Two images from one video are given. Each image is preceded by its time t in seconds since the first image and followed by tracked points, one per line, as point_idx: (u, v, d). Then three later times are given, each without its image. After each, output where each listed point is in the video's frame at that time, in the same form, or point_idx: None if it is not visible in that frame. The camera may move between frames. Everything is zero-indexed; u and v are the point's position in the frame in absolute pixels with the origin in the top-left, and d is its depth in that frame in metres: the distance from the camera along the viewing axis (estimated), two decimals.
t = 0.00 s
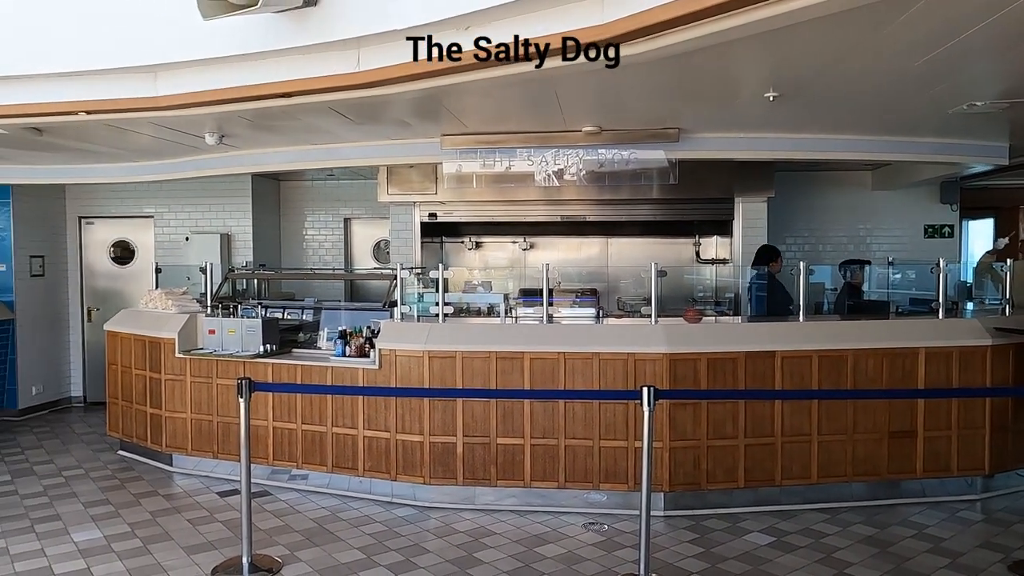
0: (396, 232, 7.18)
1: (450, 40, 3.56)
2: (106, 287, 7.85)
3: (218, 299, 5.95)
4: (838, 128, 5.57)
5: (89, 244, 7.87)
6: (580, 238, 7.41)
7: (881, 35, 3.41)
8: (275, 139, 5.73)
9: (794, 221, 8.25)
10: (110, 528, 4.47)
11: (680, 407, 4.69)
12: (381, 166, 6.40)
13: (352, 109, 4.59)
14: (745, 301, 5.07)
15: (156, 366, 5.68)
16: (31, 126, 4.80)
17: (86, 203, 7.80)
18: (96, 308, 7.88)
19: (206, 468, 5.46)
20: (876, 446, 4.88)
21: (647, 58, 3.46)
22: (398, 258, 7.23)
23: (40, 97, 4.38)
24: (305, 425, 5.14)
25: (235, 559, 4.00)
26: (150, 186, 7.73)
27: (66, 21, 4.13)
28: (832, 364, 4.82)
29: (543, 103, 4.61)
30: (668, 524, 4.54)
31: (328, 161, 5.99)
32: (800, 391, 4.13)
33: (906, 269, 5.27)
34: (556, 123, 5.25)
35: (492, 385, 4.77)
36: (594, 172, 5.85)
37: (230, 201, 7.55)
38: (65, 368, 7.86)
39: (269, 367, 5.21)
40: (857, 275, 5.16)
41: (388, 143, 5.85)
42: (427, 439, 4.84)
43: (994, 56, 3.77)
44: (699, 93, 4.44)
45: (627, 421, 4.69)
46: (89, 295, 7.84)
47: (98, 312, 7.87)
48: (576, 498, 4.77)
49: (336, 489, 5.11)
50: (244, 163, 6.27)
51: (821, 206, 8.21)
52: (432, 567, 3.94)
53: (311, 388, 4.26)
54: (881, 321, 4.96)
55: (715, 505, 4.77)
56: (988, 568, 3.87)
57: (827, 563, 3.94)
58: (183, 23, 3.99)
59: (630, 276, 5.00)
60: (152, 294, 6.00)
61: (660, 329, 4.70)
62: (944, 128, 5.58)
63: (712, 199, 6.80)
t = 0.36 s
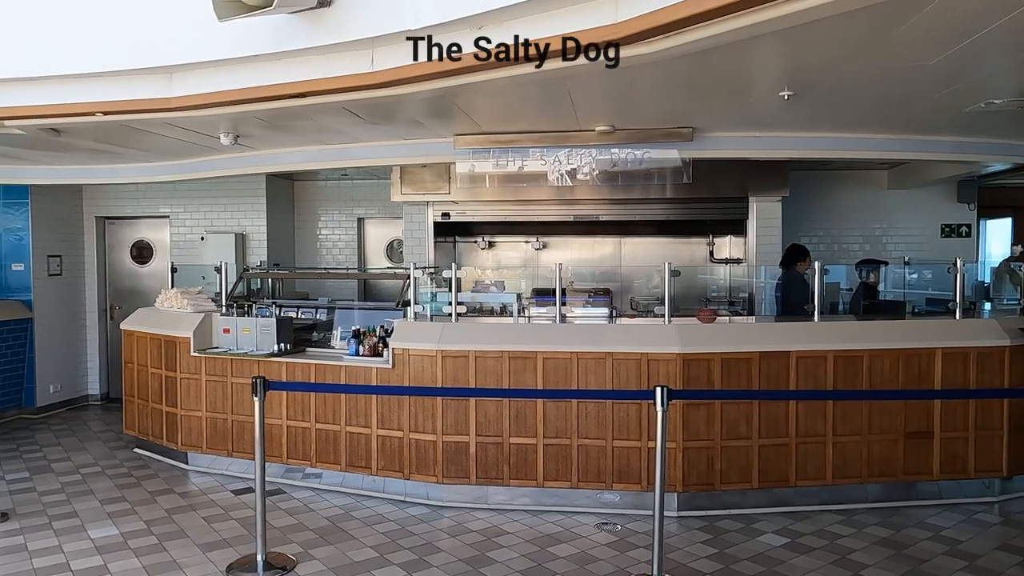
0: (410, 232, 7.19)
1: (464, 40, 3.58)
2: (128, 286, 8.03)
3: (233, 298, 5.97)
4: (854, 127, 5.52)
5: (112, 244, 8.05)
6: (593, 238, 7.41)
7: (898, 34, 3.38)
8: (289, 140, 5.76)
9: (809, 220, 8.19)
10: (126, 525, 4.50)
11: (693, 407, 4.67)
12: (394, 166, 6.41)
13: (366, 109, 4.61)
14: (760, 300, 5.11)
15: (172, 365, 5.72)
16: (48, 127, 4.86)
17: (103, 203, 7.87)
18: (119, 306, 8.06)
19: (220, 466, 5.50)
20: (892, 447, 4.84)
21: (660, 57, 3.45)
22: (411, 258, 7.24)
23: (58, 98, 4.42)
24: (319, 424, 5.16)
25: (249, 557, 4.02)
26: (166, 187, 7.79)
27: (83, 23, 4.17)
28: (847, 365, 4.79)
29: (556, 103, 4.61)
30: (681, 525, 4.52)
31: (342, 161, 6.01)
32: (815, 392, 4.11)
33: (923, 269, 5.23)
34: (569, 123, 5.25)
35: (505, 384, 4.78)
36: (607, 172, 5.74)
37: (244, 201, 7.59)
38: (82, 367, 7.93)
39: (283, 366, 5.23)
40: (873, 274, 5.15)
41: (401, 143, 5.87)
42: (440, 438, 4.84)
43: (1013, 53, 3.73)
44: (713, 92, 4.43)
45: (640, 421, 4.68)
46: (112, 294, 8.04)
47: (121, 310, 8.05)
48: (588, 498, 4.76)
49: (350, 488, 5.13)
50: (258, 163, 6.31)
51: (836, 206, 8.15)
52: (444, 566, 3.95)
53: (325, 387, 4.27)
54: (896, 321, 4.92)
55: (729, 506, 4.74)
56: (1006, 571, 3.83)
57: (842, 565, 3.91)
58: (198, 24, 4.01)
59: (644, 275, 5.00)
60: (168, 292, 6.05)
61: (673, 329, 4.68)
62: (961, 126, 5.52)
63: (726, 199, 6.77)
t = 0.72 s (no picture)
0: (425, 234, 7.17)
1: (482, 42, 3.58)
2: (147, 286, 8.10)
3: (251, 300, 6.01)
4: (874, 129, 5.47)
5: (132, 244, 8.14)
6: (610, 240, 7.38)
7: (920, 34, 3.34)
8: (307, 142, 5.79)
9: (828, 223, 8.12)
10: (144, 524, 4.54)
11: (710, 411, 4.64)
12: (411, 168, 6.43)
13: (382, 111, 4.62)
14: (777, 304, 5.03)
15: (190, 366, 5.76)
16: (69, 130, 4.91)
17: (123, 204, 7.95)
18: (138, 307, 8.12)
19: (237, 466, 5.53)
20: (912, 453, 4.78)
21: (678, 58, 3.43)
22: (427, 259, 7.25)
23: (79, 101, 4.47)
24: (335, 425, 5.18)
25: (265, 557, 4.04)
26: (184, 189, 7.86)
27: (104, 27, 4.21)
28: (866, 369, 4.73)
29: (573, 105, 4.60)
30: (697, 529, 4.49)
31: (359, 163, 6.04)
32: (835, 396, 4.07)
33: (942, 273, 5.16)
34: (585, 125, 5.23)
35: (520, 386, 4.77)
36: (623, 175, 5.75)
37: (261, 203, 7.64)
38: (102, 366, 8.02)
39: (300, 367, 5.25)
40: (892, 278, 5.14)
41: (417, 145, 5.88)
42: (455, 440, 4.84)
43: None
44: (731, 94, 4.40)
45: (657, 425, 4.65)
46: (131, 294, 8.11)
47: (139, 310, 8.11)
48: (604, 501, 4.74)
49: (365, 489, 5.14)
50: (276, 165, 6.35)
51: (856, 208, 8.07)
52: (459, 569, 3.95)
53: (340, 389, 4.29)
54: (917, 325, 4.86)
55: (746, 511, 4.70)
56: None
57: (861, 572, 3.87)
58: (217, 27, 4.03)
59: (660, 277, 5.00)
60: (186, 294, 6.08)
61: (690, 332, 4.65)
62: (983, 128, 5.44)
63: (743, 201, 6.72)
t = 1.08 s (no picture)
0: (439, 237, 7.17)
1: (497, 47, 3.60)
2: (164, 289, 8.17)
3: (266, 302, 6.00)
4: (891, 132, 5.42)
5: (149, 247, 8.21)
6: (624, 243, 7.37)
7: (939, 36, 3.31)
8: (322, 146, 5.82)
9: (844, 227, 8.06)
10: (161, 525, 4.57)
11: (725, 416, 4.62)
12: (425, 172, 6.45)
13: (397, 115, 4.65)
14: (791, 308, 5.08)
15: (207, 368, 5.80)
16: (88, 134, 4.96)
17: (141, 208, 8.03)
18: (155, 309, 8.19)
19: (252, 468, 5.56)
20: (930, 459, 4.73)
21: (694, 61, 3.42)
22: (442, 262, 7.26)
23: (97, 105, 4.51)
24: (349, 428, 5.19)
25: (280, 559, 4.06)
26: (201, 192, 7.92)
27: (122, 33, 4.25)
28: (883, 373, 4.69)
29: (587, 108, 4.60)
30: (712, 534, 4.46)
31: (374, 166, 6.06)
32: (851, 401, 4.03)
33: (961, 277, 5.14)
34: (600, 128, 5.23)
35: (534, 390, 4.76)
36: (637, 180, 5.63)
37: (277, 206, 7.68)
38: (119, 368, 8.09)
39: (315, 370, 5.28)
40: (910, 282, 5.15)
41: (432, 149, 5.89)
42: (469, 444, 4.85)
43: None
44: (746, 97, 4.38)
45: (671, 429, 4.63)
46: (148, 297, 8.18)
47: (156, 313, 8.18)
48: (618, 505, 4.72)
49: (379, 491, 5.15)
50: (292, 169, 6.38)
51: (872, 212, 8.01)
52: (473, 572, 3.94)
53: (356, 392, 4.30)
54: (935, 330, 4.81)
55: (762, 516, 4.67)
56: None
57: None
58: (233, 33, 4.06)
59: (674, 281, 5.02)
60: (204, 296, 6.14)
61: (704, 336, 4.63)
62: (1003, 131, 5.38)
63: (759, 206, 6.68)
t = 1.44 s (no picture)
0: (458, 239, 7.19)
1: (518, 49, 3.61)
2: (186, 290, 8.25)
3: (286, 304, 6.10)
4: (913, 134, 5.37)
5: (170, 249, 8.30)
6: (642, 246, 7.35)
7: (964, 37, 3.28)
8: (343, 148, 5.86)
9: (865, 230, 7.99)
10: (183, 524, 4.62)
11: (745, 419, 4.59)
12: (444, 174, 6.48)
13: (417, 118, 4.67)
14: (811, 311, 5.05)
15: (227, 369, 5.85)
16: (113, 137, 5.03)
17: (163, 210, 8.12)
18: (176, 310, 8.28)
19: (272, 468, 5.61)
20: (952, 464, 4.67)
21: (715, 64, 3.41)
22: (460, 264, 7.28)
23: (122, 109, 4.57)
24: (368, 429, 5.22)
25: (300, 559, 4.09)
26: (222, 195, 8.00)
27: (147, 38, 4.31)
28: (905, 378, 4.64)
29: (606, 111, 4.60)
30: (731, 539, 4.44)
31: (394, 169, 6.09)
32: (873, 406, 4.00)
33: (985, 280, 5.05)
34: (619, 131, 5.23)
35: (552, 392, 4.76)
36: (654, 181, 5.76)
37: (296, 209, 7.74)
38: (141, 368, 8.18)
39: (334, 370, 5.32)
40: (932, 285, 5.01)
41: (451, 151, 5.92)
42: (488, 445, 4.85)
43: None
44: (767, 99, 4.36)
45: (690, 432, 4.61)
46: (170, 298, 8.27)
47: (178, 314, 8.27)
48: (636, 508, 4.71)
49: (398, 492, 5.17)
50: (312, 171, 6.43)
51: (894, 214, 7.93)
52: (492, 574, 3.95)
53: (374, 393, 4.33)
54: (958, 334, 4.76)
55: (781, 521, 4.64)
56: None
57: None
58: (255, 37, 4.10)
59: (692, 284, 5.01)
60: (224, 297, 6.19)
61: (724, 339, 4.61)
62: None
63: (777, 207, 6.65)
